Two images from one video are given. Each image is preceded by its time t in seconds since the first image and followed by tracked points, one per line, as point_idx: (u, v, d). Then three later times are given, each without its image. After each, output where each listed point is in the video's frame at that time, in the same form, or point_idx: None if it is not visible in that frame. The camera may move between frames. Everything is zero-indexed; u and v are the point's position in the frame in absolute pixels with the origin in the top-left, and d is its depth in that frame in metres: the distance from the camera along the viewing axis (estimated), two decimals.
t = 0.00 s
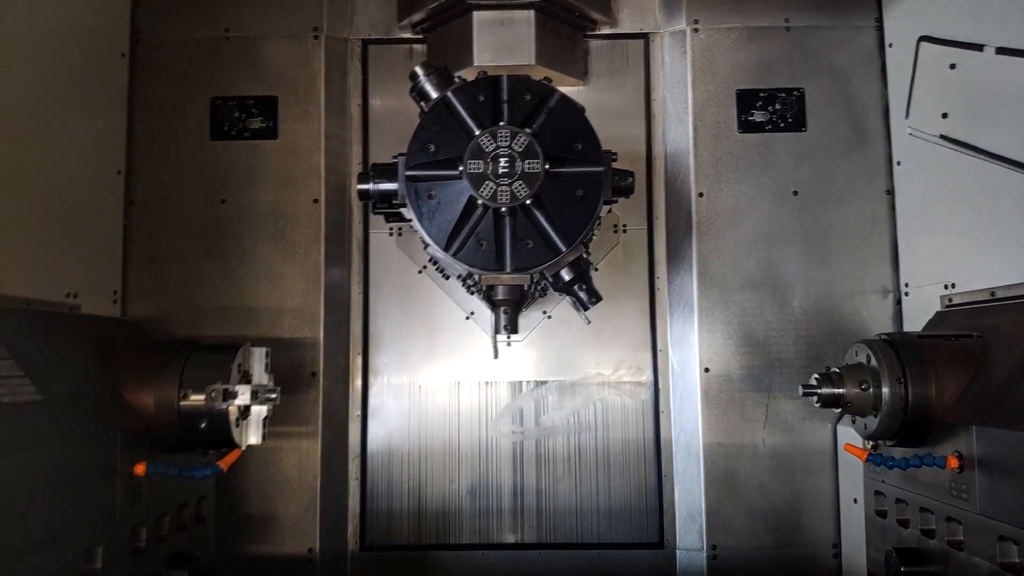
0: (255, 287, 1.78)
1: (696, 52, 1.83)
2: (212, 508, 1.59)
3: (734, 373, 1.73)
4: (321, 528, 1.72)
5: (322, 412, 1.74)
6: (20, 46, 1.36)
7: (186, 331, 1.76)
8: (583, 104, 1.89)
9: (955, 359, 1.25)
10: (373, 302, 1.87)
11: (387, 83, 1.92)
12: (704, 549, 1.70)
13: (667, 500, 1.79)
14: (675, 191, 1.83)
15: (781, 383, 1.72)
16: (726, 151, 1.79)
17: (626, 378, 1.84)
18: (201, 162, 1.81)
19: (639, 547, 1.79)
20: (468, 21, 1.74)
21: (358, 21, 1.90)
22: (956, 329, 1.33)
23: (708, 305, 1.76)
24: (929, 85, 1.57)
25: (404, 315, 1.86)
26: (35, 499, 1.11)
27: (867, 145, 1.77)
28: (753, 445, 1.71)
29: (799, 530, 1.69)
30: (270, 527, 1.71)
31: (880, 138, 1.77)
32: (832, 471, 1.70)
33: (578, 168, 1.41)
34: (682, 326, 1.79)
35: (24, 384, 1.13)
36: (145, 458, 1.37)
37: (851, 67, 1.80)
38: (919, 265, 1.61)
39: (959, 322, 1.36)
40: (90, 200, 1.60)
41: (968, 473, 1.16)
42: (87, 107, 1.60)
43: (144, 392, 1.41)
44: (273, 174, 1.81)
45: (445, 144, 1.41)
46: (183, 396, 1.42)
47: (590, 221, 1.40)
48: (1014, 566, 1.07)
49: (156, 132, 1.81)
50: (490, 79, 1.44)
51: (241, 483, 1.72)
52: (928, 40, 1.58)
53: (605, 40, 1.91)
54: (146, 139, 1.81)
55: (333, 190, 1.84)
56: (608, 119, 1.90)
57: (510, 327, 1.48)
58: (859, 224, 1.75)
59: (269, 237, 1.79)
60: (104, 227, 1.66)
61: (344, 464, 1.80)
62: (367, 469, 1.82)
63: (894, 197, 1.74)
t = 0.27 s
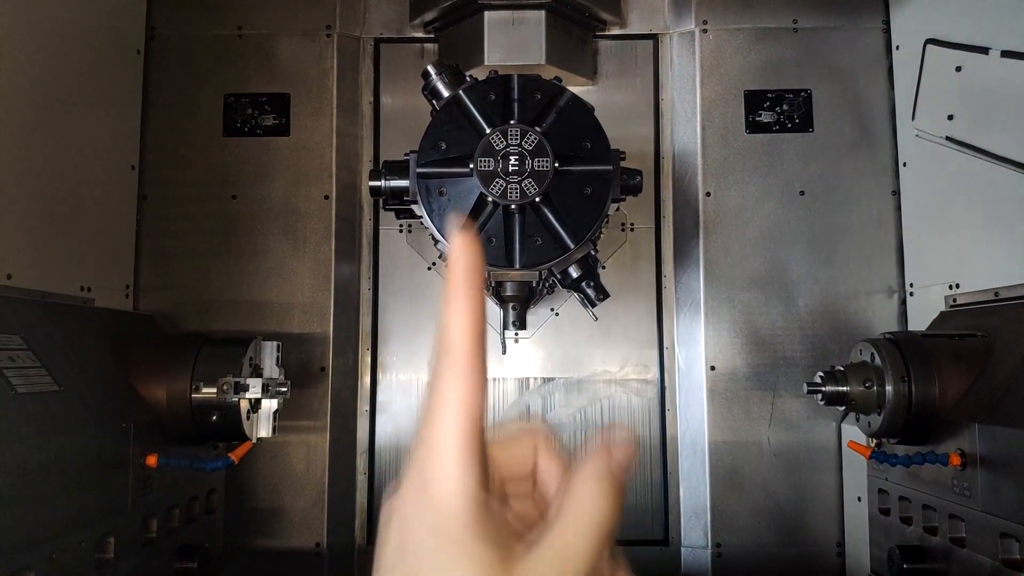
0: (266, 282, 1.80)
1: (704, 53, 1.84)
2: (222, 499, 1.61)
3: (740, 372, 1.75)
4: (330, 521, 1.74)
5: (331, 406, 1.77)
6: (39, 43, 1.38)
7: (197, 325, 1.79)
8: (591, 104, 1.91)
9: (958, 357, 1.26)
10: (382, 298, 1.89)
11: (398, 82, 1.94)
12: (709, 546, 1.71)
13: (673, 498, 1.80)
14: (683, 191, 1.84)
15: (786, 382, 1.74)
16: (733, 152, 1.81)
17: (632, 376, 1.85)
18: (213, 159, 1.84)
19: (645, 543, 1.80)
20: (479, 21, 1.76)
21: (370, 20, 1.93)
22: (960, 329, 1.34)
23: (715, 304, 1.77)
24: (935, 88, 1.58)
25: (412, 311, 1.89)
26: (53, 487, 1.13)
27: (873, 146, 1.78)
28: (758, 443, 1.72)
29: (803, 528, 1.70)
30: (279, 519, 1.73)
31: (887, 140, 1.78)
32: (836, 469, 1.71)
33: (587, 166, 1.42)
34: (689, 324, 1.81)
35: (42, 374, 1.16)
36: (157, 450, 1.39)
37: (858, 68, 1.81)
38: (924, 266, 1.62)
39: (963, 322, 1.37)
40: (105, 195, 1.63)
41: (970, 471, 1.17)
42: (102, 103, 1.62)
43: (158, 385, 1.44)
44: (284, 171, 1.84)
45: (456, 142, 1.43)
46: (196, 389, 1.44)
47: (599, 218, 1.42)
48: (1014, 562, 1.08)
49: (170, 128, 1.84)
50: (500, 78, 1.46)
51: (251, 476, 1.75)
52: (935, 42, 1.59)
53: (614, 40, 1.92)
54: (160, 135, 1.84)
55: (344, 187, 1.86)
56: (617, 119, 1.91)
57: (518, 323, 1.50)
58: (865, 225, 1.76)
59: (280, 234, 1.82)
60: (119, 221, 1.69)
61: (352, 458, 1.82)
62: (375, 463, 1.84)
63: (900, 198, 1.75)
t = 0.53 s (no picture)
0: (264, 278, 1.80)
1: (704, 53, 1.85)
2: (219, 497, 1.61)
3: (737, 371, 1.75)
4: (327, 518, 1.74)
5: (329, 403, 1.77)
6: (36, 38, 1.38)
7: (195, 321, 1.78)
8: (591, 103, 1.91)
9: (954, 358, 1.27)
10: (381, 296, 1.89)
11: (398, 79, 1.94)
12: (706, 543, 1.72)
13: (671, 496, 1.81)
14: (682, 190, 1.85)
15: (784, 381, 1.74)
16: (732, 152, 1.81)
17: (631, 374, 1.86)
18: (213, 155, 1.84)
19: (643, 542, 1.81)
20: (480, 18, 1.76)
21: (370, 17, 1.93)
22: (957, 329, 1.35)
23: (713, 304, 1.78)
24: (933, 89, 1.59)
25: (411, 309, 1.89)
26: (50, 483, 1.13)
27: (872, 147, 1.79)
28: (755, 442, 1.73)
29: (799, 527, 1.71)
30: (277, 516, 1.73)
31: (885, 141, 1.79)
32: (833, 468, 1.72)
33: (587, 164, 1.42)
34: (687, 323, 1.82)
35: (38, 370, 1.15)
36: (153, 448, 1.39)
37: (857, 69, 1.82)
38: (921, 267, 1.63)
39: (959, 323, 1.38)
40: (102, 191, 1.62)
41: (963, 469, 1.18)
42: (102, 99, 1.62)
43: (155, 381, 1.43)
44: (283, 168, 1.83)
45: (456, 140, 1.43)
46: (193, 385, 1.44)
47: (598, 217, 1.42)
48: (1005, 559, 1.08)
49: (169, 124, 1.84)
50: (501, 76, 1.46)
51: (248, 473, 1.75)
52: (933, 44, 1.59)
53: (615, 40, 1.93)
54: (159, 131, 1.83)
55: (343, 184, 1.86)
56: (617, 118, 1.92)
57: (517, 321, 1.50)
58: (864, 225, 1.77)
59: (279, 230, 1.82)
60: (117, 217, 1.69)
61: (350, 456, 1.82)
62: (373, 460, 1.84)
63: (898, 199, 1.76)
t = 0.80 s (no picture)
0: (266, 281, 1.81)
1: (704, 53, 1.85)
2: (222, 499, 1.62)
3: (739, 370, 1.76)
4: (330, 520, 1.75)
5: (331, 405, 1.77)
6: (37, 43, 1.38)
7: (197, 324, 1.79)
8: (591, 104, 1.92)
9: (956, 357, 1.27)
10: (383, 298, 1.90)
11: (398, 81, 1.95)
12: (708, 543, 1.72)
13: (673, 496, 1.81)
14: (682, 191, 1.85)
15: (785, 381, 1.75)
16: (732, 152, 1.82)
17: (632, 374, 1.86)
18: (214, 158, 1.84)
19: (646, 542, 1.81)
20: (479, 21, 1.77)
21: (370, 20, 1.93)
22: (958, 327, 1.35)
23: (714, 304, 1.78)
24: (933, 88, 1.59)
25: (413, 310, 1.89)
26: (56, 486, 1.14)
27: (872, 146, 1.79)
28: (757, 442, 1.73)
29: (802, 526, 1.71)
30: (280, 518, 1.74)
31: (885, 140, 1.79)
32: (835, 468, 1.72)
33: (587, 166, 1.43)
34: (688, 323, 1.82)
35: (43, 374, 1.16)
36: (157, 450, 1.39)
37: (857, 69, 1.82)
38: (922, 266, 1.63)
39: (961, 321, 1.38)
40: (105, 195, 1.63)
41: (966, 468, 1.19)
42: (103, 103, 1.63)
43: (159, 384, 1.44)
44: (284, 170, 1.84)
45: (456, 142, 1.44)
46: (197, 388, 1.45)
47: (599, 218, 1.42)
48: (1009, 558, 1.09)
49: (170, 127, 1.84)
50: (501, 78, 1.46)
51: (251, 475, 1.75)
52: (933, 42, 1.59)
53: (614, 41, 1.93)
54: (161, 135, 1.84)
55: (344, 186, 1.87)
56: (616, 119, 1.92)
57: (518, 322, 1.51)
58: (864, 224, 1.77)
59: (280, 233, 1.82)
60: (119, 221, 1.69)
61: (353, 457, 1.83)
62: (376, 462, 1.85)
63: (898, 198, 1.76)
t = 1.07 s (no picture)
0: (270, 285, 1.82)
1: (705, 56, 1.85)
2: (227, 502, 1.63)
3: (741, 373, 1.76)
4: (334, 523, 1.75)
5: (335, 408, 1.78)
6: (44, 50, 1.40)
7: (202, 328, 1.80)
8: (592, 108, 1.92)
9: (959, 359, 1.27)
10: (386, 301, 1.90)
11: (401, 86, 1.95)
12: (712, 546, 1.73)
13: (676, 498, 1.82)
14: (684, 193, 1.86)
15: (788, 383, 1.75)
16: (734, 155, 1.82)
17: (635, 377, 1.87)
18: (218, 163, 1.85)
19: (649, 544, 1.81)
20: (481, 25, 1.77)
21: (373, 25, 1.94)
22: (961, 330, 1.35)
23: (717, 306, 1.78)
24: (935, 90, 1.59)
25: (416, 314, 1.90)
26: (64, 491, 1.14)
27: (873, 148, 1.80)
28: (760, 444, 1.73)
29: (805, 528, 1.71)
30: (284, 521, 1.75)
31: (887, 142, 1.79)
32: (837, 470, 1.72)
33: (589, 170, 1.44)
34: (691, 326, 1.82)
35: (50, 379, 1.17)
36: (164, 454, 1.40)
37: (858, 71, 1.82)
38: (924, 267, 1.63)
39: (963, 324, 1.38)
40: (111, 200, 1.64)
41: (971, 471, 1.19)
42: (109, 109, 1.64)
43: (165, 388, 1.45)
44: (288, 175, 1.85)
45: (459, 147, 1.45)
46: (202, 392, 1.46)
47: (601, 222, 1.43)
48: (1018, 563, 1.09)
49: (174, 133, 1.85)
50: (503, 83, 1.47)
51: (256, 479, 1.76)
52: (934, 44, 1.60)
53: (616, 44, 1.94)
54: (165, 140, 1.85)
55: (348, 191, 1.88)
56: (618, 122, 1.93)
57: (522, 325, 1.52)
58: (866, 226, 1.77)
59: (284, 237, 1.83)
60: (125, 226, 1.70)
61: (356, 460, 1.83)
62: (379, 465, 1.85)
63: (900, 200, 1.76)
